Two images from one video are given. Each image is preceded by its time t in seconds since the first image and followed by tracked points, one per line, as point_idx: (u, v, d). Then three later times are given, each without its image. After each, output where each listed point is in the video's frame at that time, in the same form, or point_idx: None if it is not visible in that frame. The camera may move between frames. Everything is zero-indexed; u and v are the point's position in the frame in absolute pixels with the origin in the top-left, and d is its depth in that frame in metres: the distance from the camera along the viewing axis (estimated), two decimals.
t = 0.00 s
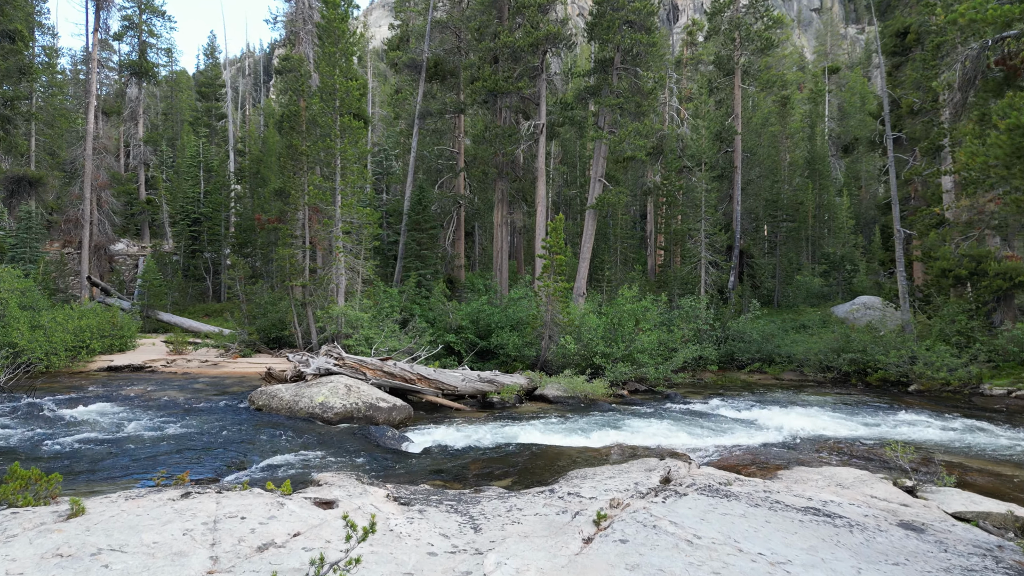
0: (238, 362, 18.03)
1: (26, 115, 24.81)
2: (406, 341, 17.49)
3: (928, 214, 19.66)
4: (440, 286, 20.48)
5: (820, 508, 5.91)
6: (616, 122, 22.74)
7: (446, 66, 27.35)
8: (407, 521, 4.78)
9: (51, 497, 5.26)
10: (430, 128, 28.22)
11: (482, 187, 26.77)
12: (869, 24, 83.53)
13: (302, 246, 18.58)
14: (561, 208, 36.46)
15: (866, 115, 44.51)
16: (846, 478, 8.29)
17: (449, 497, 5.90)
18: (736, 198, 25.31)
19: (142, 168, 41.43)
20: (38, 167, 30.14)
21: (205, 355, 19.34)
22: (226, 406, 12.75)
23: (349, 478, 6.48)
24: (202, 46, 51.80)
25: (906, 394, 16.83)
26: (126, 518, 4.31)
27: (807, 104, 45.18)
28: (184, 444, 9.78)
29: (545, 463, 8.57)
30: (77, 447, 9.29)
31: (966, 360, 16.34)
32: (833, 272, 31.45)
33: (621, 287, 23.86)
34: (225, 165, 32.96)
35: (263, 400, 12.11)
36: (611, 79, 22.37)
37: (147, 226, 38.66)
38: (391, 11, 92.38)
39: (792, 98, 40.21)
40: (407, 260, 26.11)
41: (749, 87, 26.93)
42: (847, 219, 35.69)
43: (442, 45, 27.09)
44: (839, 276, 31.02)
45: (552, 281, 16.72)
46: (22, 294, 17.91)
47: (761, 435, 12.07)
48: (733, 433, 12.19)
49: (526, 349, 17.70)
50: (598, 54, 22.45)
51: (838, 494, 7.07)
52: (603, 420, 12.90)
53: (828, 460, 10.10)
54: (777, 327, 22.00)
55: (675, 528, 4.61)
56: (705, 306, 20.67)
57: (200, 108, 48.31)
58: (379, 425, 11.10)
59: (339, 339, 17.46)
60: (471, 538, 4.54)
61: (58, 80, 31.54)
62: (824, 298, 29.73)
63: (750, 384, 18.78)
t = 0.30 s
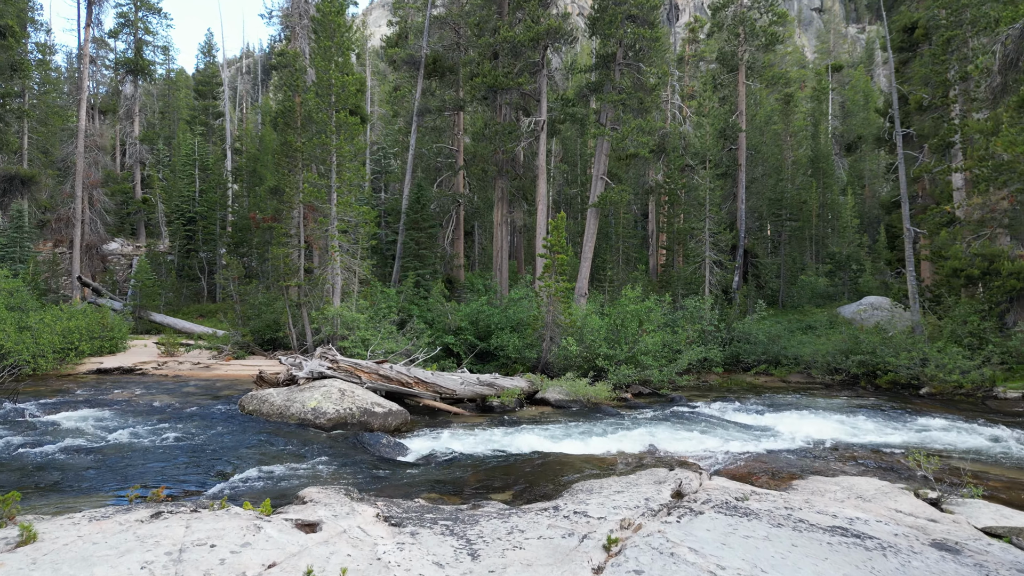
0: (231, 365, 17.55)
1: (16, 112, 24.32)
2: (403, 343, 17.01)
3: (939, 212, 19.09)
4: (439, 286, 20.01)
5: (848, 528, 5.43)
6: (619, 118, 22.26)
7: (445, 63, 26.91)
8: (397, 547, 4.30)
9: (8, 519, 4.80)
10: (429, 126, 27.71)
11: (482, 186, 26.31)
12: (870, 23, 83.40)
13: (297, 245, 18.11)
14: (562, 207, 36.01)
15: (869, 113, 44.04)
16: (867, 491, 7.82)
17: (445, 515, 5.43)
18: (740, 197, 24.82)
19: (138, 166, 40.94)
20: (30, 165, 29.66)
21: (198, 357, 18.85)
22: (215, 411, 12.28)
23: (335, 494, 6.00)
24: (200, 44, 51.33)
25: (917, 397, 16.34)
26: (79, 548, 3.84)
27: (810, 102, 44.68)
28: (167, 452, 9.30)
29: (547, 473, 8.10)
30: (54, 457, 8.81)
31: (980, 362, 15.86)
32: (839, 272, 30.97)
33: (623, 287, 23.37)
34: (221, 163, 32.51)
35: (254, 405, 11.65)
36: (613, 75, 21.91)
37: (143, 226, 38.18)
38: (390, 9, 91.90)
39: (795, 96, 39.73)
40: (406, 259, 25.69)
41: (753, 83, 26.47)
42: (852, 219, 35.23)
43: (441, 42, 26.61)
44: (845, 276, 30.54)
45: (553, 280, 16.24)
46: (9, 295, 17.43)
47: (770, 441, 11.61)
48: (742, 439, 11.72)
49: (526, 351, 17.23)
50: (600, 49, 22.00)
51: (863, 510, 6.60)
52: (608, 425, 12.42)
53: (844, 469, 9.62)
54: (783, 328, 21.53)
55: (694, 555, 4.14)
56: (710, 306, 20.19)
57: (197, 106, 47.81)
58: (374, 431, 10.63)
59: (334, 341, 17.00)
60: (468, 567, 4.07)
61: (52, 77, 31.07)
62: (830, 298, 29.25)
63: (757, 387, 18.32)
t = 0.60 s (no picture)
0: (221, 368, 16.97)
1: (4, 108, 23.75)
2: (400, 345, 16.43)
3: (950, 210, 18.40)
4: (437, 287, 19.41)
5: (887, 557, 4.88)
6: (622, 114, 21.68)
7: (444, 58, 26.34)
8: None
9: None
10: (427, 122, 27.12)
11: (481, 183, 25.73)
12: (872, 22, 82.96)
13: (290, 244, 17.52)
14: (562, 206, 35.42)
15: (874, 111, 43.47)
16: (895, 508, 7.26)
17: (439, 544, 4.89)
18: (746, 194, 24.23)
19: (133, 165, 40.35)
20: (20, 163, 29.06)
21: (187, 359, 18.27)
22: (199, 418, 11.68)
23: (318, 517, 5.46)
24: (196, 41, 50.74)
25: (931, 401, 15.77)
26: None
27: (814, 99, 44.05)
28: (143, 465, 8.71)
29: (550, 489, 7.55)
30: (23, 471, 8.26)
31: (997, 365, 15.29)
32: (846, 271, 30.38)
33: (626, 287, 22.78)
34: (216, 161, 31.88)
35: (241, 411, 11.09)
36: (616, 70, 21.33)
37: (137, 225, 37.58)
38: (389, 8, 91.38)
39: (799, 93, 39.14)
40: (404, 259, 25.08)
41: (759, 79, 25.90)
42: (857, 217, 34.65)
43: (439, 37, 26.04)
44: (852, 276, 29.96)
45: (555, 280, 15.67)
46: None
47: (783, 449, 11.04)
48: (754, 447, 11.15)
49: (527, 354, 16.66)
50: (602, 43, 21.43)
51: (895, 532, 6.05)
52: (612, 432, 11.84)
53: (864, 481, 9.06)
54: (790, 329, 20.96)
55: None
56: (716, 307, 19.59)
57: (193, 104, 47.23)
58: (367, 440, 10.07)
59: (328, 343, 16.42)
60: None
61: (43, 73, 30.46)
62: (837, 299, 28.65)
63: (765, 390, 17.75)
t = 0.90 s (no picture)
0: (210, 371, 16.32)
1: None
2: (395, 348, 15.78)
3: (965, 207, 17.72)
4: (435, 287, 18.76)
5: None
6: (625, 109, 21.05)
7: (442, 53, 25.72)
8: None
9: None
10: (425, 118, 26.47)
11: (479, 181, 25.11)
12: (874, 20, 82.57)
13: (281, 243, 16.88)
14: (563, 204, 34.76)
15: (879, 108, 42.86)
16: (931, 529, 6.63)
17: None
18: (752, 192, 23.59)
19: (127, 163, 39.71)
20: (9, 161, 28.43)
21: (175, 362, 17.62)
22: (182, 426, 11.06)
23: (294, 549, 4.84)
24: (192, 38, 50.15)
25: (948, 406, 15.10)
26: None
27: (819, 97, 43.36)
28: (114, 479, 8.07)
29: (553, 508, 6.92)
30: None
31: (1017, 369, 14.63)
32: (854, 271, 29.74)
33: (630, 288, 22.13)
34: (210, 158, 31.27)
35: (224, 419, 10.46)
36: (619, 63, 20.71)
37: (131, 224, 36.92)
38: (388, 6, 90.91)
39: (804, 90, 38.48)
40: (401, 258, 24.43)
41: (765, 73, 25.27)
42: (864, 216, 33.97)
43: (438, 31, 25.42)
44: (860, 275, 29.34)
45: (556, 280, 15.02)
46: None
47: (799, 459, 10.41)
48: (768, 456, 10.50)
49: (528, 356, 16.02)
50: (604, 36, 20.79)
51: (939, 561, 5.43)
52: (618, 441, 11.20)
53: (890, 496, 8.43)
54: (799, 331, 20.30)
55: None
56: (723, 308, 18.94)
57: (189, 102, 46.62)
58: (357, 451, 9.43)
59: (321, 346, 15.79)
60: None
61: (34, 68, 29.84)
62: (845, 299, 28.03)
63: (774, 394, 17.11)
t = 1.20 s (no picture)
0: (200, 375, 15.77)
1: None
2: (391, 351, 15.23)
3: (979, 205, 17.16)
4: (433, 288, 18.19)
5: None
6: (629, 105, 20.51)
7: (441, 48, 25.14)
8: None
9: None
10: (424, 116, 25.90)
11: (479, 179, 24.57)
12: (872, 20, 82.88)
13: (274, 242, 16.31)
14: (564, 204, 34.19)
15: (884, 106, 42.40)
16: (969, 552, 6.09)
17: None
18: (758, 190, 23.04)
19: (121, 161, 39.12)
20: None
21: (165, 365, 17.08)
22: (165, 435, 10.52)
23: None
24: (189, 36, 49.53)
25: (964, 411, 14.52)
26: None
27: (824, 95, 42.74)
28: (86, 494, 7.52)
29: (556, 527, 6.41)
30: None
31: None
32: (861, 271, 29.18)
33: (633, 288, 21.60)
34: (205, 156, 30.70)
35: (210, 427, 9.92)
36: (622, 58, 20.15)
37: (125, 223, 36.36)
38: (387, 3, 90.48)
39: (809, 87, 37.91)
40: (398, 258, 23.89)
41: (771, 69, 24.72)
42: (870, 215, 33.40)
43: (436, 26, 24.86)
44: (867, 275, 28.79)
45: (558, 281, 14.46)
46: None
47: (817, 468, 9.86)
48: (780, 465, 9.97)
49: (529, 360, 15.46)
50: (607, 29, 20.26)
51: None
52: (623, 449, 10.66)
53: (916, 511, 7.85)
54: (807, 333, 19.74)
55: None
56: (730, 309, 18.38)
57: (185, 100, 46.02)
58: (349, 462, 8.91)
59: (315, 349, 15.25)
60: None
61: (26, 64, 29.32)
62: (852, 299, 27.48)
63: (783, 399, 16.57)
